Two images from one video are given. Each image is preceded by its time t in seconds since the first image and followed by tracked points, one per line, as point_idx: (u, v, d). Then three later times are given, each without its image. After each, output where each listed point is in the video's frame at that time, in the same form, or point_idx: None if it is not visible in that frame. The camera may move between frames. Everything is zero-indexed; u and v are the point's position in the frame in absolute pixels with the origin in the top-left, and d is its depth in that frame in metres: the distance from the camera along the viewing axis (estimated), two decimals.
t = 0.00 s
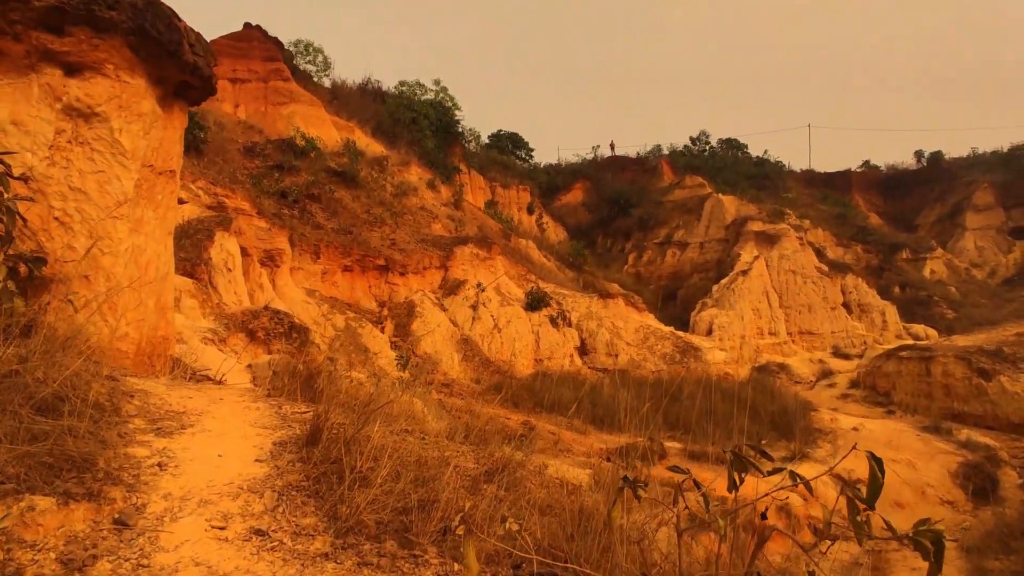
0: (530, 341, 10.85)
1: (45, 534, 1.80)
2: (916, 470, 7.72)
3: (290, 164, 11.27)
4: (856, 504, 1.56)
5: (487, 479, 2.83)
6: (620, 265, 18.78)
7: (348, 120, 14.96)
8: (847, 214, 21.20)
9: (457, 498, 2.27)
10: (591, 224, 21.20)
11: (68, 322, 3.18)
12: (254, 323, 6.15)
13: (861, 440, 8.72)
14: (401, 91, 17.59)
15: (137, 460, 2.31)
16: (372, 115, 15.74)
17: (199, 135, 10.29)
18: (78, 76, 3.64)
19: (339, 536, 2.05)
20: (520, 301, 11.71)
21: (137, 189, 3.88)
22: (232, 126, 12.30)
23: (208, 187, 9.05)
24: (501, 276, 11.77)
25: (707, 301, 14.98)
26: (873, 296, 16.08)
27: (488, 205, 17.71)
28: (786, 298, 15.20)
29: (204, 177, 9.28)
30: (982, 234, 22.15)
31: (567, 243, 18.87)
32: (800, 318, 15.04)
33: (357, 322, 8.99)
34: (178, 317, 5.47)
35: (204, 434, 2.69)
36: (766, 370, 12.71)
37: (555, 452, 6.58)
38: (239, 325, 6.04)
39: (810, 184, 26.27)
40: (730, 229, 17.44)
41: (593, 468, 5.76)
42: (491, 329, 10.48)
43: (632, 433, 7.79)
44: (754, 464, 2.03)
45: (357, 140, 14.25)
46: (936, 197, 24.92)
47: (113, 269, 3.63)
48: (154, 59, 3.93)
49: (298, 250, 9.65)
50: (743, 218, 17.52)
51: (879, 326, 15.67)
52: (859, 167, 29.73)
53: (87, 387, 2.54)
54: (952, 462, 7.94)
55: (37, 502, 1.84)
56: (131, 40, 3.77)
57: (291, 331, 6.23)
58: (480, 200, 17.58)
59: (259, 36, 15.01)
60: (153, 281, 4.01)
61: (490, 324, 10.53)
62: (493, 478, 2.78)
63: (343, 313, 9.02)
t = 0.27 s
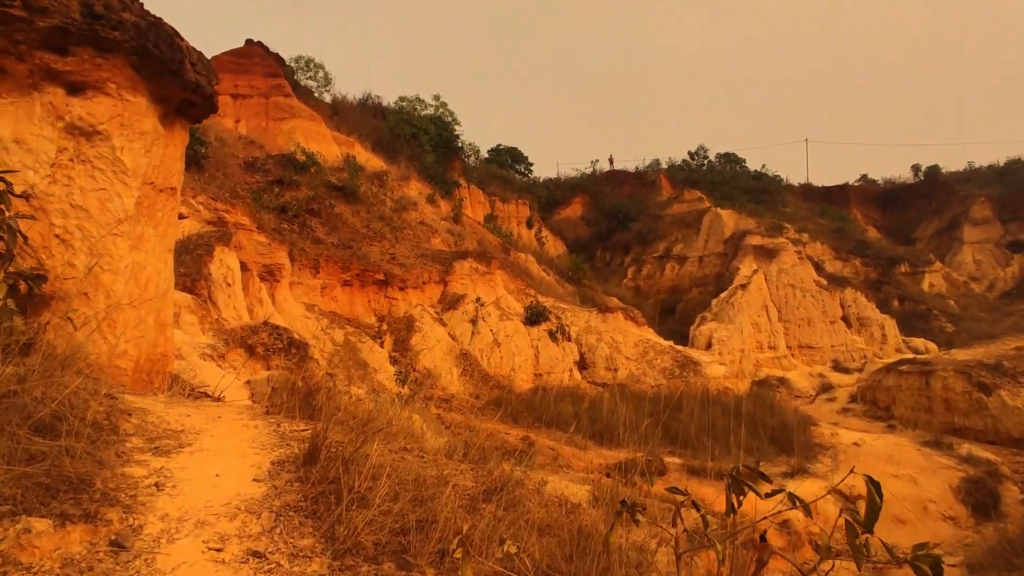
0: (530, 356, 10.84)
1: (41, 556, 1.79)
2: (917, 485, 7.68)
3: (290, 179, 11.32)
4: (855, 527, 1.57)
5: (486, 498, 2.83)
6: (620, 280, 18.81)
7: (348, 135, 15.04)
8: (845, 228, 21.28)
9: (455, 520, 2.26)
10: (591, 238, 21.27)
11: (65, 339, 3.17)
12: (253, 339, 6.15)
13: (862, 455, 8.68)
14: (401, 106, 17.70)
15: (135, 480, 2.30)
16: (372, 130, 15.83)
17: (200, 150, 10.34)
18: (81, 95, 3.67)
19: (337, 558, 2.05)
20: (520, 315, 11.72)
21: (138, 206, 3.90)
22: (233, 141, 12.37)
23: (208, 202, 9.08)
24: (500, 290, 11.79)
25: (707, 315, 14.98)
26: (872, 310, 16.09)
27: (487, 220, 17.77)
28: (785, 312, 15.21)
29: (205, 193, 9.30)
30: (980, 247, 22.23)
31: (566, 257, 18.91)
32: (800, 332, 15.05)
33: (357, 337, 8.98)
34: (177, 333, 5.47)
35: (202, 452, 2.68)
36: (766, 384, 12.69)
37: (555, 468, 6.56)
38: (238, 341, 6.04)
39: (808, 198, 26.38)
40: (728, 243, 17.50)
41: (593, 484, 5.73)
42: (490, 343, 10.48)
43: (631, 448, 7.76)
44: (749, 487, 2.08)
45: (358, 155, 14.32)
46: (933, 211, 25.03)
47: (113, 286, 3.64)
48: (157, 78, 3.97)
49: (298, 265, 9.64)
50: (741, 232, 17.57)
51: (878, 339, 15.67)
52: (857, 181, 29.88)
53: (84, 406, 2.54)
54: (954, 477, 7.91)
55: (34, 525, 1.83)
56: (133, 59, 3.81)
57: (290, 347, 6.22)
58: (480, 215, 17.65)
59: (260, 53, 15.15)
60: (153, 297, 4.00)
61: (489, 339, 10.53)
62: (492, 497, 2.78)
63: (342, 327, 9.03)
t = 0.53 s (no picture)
0: (530, 366, 10.84)
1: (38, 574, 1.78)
2: (918, 496, 7.67)
3: (290, 189, 11.35)
4: (853, 552, 1.58)
5: (485, 514, 2.83)
6: (619, 290, 18.83)
7: (348, 146, 15.09)
8: (845, 238, 21.31)
9: (454, 538, 2.27)
10: (590, 248, 21.31)
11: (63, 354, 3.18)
12: (252, 351, 6.15)
13: (862, 466, 8.67)
14: (401, 116, 17.78)
15: (134, 495, 2.30)
16: (372, 140, 15.88)
17: (201, 161, 10.38)
18: (82, 110, 3.69)
19: None
20: (520, 325, 11.73)
21: (139, 220, 3.91)
22: (234, 152, 12.42)
23: (209, 213, 9.10)
24: (500, 301, 11.80)
25: (706, 325, 14.99)
26: (872, 319, 16.10)
27: (487, 230, 17.82)
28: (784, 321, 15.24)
29: (205, 204, 9.31)
30: (979, 257, 22.30)
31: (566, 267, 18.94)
32: (799, 342, 15.05)
33: (356, 347, 8.98)
34: (176, 345, 5.48)
35: (200, 467, 2.68)
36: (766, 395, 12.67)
37: (554, 480, 6.56)
38: (237, 352, 6.04)
39: (807, 207, 26.46)
40: (728, 253, 17.53)
41: (593, 496, 5.72)
42: (490, 354, 10.49)
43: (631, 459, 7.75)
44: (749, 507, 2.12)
45: (358, 165, 14.37)
46: (932, 221, 25.11)
47: (112, 298, 3.64)
48: (158, 93, 3.99)
49: (297, 276, 9.63)
50: (741, 242, 17.60)
51: (878, 349, 15.67)
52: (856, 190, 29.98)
53: (83, 421, 2.54)
54: (955, 488, 7.88)
55: (33, 542, 1.83)
56: (135, 74, 3.84)
57: (290, 359, 6.22)
58: (479, 225, 17.70)
59: (261, 64, 15.25)
60: (152, 309, 3.99)
61: (489, 349, 10.53)
62: (491, 513, 2.78)
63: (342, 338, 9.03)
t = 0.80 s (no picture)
0: (530, 376, 10.83)
1: None
2: (920, 508, 7.64)
3: (291, 200, 11.39)
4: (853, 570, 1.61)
5: (486, 528, 2.84)
6: (620, 299, 18.85)
7: (349, 156, 15.15)
8: (845, 247, 21.33)
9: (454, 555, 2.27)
10: (591, 258, 21.36)
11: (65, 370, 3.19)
12: (253, 363, 6.15)
13: (864, 477, 8.64)
14: (401, 127, 17.85)
15: (135, 511, 2.30)
16: (373, 151, 15.94)
17: (203, 172, 10.41)
18: (87, 125, 3.72)
19: None
20: (520, 336, 11.74)
21: (141, 234, 3.93)
22: (236, 163, 12.48)
23: (210, 224, 9.13)
24: (500, 311, 11.82)
25: (707, 334, 14.98)
26: (872, 329, 16.09)
27: (487, 240, 17.86)
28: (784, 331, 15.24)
29: (206, 215, 9.34)
30: (979, 266, 22.32)
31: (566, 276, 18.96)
32: (800, 351, 15.04)
33: (356, 358, 8.98)
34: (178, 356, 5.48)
35: (202, 482, 2.68)
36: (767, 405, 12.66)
37: (555, 491, 6.54)
38: (238, 364, 6.04)
39: (806, 217, 26.52)
40: (728, 262, 17.56)
41: (594, 508, 5.71)
42: (491, 364, 10.49)
43: (631, 471, 7.73)
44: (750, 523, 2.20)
45: (359, 176, 14.42)
46: (931, 230, 25.16)
47: (115, 312, 3.65)
48: (162, 108, 4.02)
49: (298, 286, 9.65)
50: (741, 252, 17.62)
51: (879, 358, 15.65)
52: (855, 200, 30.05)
53: (85, 437, 2.54)
54: (957, 500, 7.85)
55: (35, 561, 1.84)
56: (140, 89, 3.87)
57: (290, 371, 6.22)
58: (480, 235, 17.74)
59: (263, 75, 15.34)
60: (153, 322, 3.98)
61: (490, 360, 10.53)
62: (492, 528, 2.78)
63: (343, 349, 9.03)
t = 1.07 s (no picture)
0: (531, 387, 10.81)
1: None
2: (922, 519, 7.60)
3: (292, 211, 11.43)
4: None
5: (487, 545, 2.84)
6: (620, 308, 18.85)
7: (350, 167, 15.21)
8: (845, 256, 21.35)
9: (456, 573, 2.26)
10: (591, 268, 21.38)
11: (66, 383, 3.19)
12: (254, 375, 6.14)
13: (867, 488, 8.60)
14: (402, 138, 17.91)
15: (137, 528, 2.29)
16: (374, 161, 15.99)
17: (205, 183, 10.45)
18: (91, 141, 3.75)
19: None
20: (521, 346, 11.74)
21: (144, 249, 3.94)
22: (238, 174, 12.54)
23: (212, 236, 9.15)
24: (501, 321, 11.82)
25: (708, 344, 14.97)
26: (873, 338, 16.08)
27: (488, 250, 17.90)
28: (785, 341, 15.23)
29: (208, 226, 9.36)
30: (979, 274, 22.33)
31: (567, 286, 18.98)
32: (801, 361, 15.02)
33: (357, 369, 8.97)
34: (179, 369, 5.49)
35: (203, 498, 2.67)
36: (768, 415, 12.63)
37: (556, 503, 6.53)
38: (239, 376, 6.03)
39: (806, 226, 26.56)
40: (728, 272, 17.57)
41: (595, 519, 5.68)
42: (492, 375, 10.48)
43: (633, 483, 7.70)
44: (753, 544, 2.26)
45: (360, 187, 14.47)
46: (931, 238, 25.19)
47: (117, 326, 3.65)
48: (165, 124, 4.05)
49: (299, 297, 9.65)
50: (741, 261, 17.64)
51: (880, 368, 15.63)
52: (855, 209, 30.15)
53: (86, 454, 2.54)
54: (960, 511, 7.81)
55: None
56: (143, 105, 3.90)
57: (291, 383, 6.21)
58: (480, 245, 17.78)
59: (265, 87, 15.44)
60: (154, 336, 3.97)
61: (491, 371, 10.52)
62: (493, 544, 2.78)
63: (343, 360, 9.03)
